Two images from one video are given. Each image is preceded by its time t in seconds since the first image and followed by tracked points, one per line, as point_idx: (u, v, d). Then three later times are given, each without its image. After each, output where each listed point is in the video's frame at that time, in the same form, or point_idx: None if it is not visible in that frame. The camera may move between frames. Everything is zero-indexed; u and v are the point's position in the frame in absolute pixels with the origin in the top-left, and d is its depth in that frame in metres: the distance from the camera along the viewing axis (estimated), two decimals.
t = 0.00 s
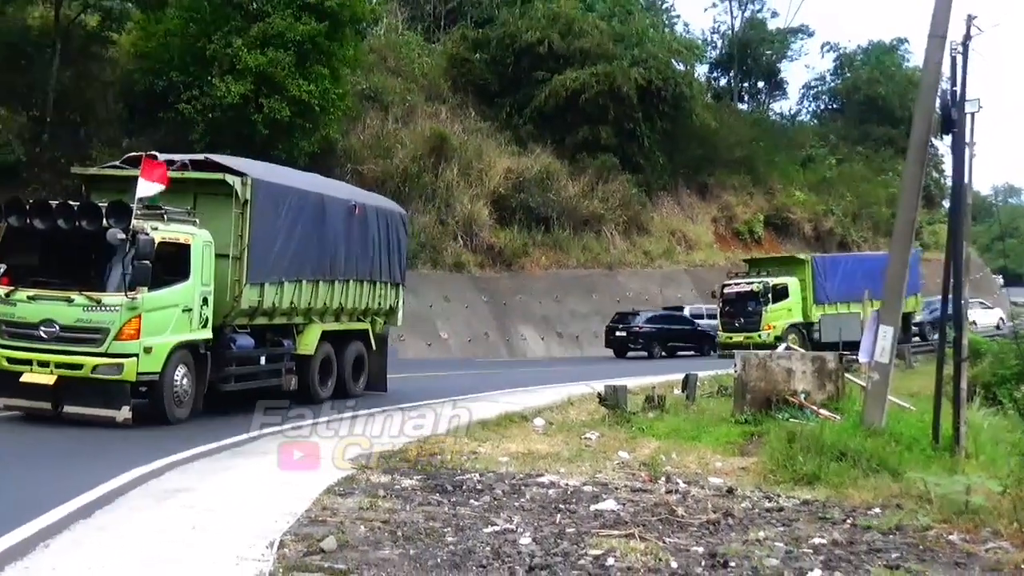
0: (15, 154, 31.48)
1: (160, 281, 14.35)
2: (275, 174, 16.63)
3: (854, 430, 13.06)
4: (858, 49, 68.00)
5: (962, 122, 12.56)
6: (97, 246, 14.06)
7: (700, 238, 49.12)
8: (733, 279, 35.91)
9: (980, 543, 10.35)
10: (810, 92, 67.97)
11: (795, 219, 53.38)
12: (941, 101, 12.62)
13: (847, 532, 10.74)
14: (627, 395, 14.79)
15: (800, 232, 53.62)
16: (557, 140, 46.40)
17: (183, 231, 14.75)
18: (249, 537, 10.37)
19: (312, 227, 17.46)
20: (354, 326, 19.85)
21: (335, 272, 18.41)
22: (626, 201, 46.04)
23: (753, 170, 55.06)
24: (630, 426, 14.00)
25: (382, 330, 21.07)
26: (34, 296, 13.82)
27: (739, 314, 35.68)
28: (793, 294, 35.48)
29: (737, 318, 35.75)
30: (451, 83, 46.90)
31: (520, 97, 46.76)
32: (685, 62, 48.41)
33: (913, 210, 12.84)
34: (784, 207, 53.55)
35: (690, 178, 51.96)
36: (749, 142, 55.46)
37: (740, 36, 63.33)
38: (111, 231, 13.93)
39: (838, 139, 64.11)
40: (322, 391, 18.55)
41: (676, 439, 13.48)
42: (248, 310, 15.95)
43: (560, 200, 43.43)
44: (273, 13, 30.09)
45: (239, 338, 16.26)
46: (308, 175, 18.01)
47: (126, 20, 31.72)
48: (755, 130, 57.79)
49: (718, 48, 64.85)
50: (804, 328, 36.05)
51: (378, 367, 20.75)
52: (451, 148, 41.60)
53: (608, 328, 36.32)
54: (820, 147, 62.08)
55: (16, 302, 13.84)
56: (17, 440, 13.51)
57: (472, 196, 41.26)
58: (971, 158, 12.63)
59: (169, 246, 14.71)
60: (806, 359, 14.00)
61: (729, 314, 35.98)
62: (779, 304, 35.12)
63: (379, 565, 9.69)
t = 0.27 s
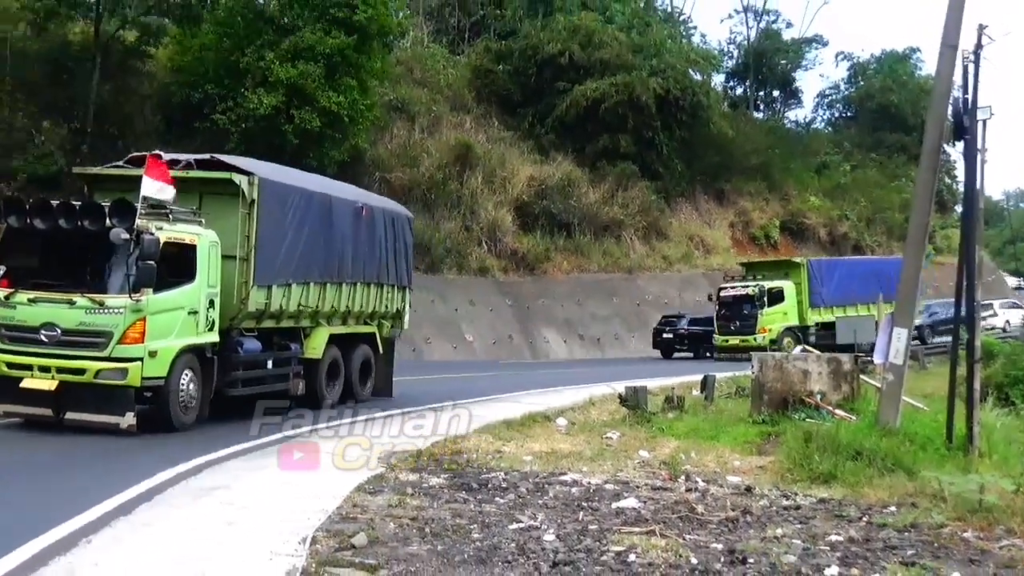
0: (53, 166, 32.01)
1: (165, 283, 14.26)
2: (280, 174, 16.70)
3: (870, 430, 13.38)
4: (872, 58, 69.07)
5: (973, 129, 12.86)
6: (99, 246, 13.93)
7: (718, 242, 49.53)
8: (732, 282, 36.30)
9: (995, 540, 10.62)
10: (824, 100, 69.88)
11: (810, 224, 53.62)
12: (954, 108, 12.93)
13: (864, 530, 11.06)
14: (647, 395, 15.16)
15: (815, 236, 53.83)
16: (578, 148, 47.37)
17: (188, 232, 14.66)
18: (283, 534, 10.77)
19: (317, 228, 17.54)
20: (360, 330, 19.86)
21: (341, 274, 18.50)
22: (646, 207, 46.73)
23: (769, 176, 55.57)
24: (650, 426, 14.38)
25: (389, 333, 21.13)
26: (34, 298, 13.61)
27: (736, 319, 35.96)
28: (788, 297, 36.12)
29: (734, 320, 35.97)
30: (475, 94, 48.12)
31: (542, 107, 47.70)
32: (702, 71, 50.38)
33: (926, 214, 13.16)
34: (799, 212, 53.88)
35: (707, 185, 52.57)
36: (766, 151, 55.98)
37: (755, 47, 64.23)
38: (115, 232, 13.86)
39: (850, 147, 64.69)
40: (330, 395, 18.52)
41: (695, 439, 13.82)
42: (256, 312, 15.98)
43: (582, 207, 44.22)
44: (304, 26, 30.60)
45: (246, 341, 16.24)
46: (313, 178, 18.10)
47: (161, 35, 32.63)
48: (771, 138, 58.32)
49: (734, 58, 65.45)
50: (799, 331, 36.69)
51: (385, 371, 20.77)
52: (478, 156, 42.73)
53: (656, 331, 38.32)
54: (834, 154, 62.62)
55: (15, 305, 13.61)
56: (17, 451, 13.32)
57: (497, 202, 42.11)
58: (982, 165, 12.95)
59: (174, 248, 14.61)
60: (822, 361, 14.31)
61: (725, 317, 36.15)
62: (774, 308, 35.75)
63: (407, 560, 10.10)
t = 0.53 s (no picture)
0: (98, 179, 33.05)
1: (181, 284, 13.67)
2: (298, 173, 16.22)
3: (899, 430, 13.73)
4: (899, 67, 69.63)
5: (999, 135, 13.17)
6: (112, 245, 13.30)
7: (749, 246, 50.09)
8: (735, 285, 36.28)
9: (1022, 536, 10.93)
10: (852, 108, 71.18)
11: (839, 228, 53.73)
12: (979, 115, 13.27)
13: (894, 526, 11.41)
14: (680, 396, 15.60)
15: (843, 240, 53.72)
16: (613, 157, 48.40)
17: (204, 232, 14.06)
18: (330, 529, 11.27)
19: (336, 229, 17.08)
20: (379, 333, 19.39)
21: (360, 276, 18.08)
22: (677, 214, 47.47)
23: (800, 181, 56.10)
24: (684, 424, 14.81)
25: (407, 336, 20.71)
26: (45, 301, 13.01)
27: (742, 322, 35.91)
28: (796, 300, 35.70)
29: (738, 324, 35.99)
30: (514, 105, 48.97)
31: (578, 117, 48.68)
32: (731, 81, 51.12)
33: (953, 217, 13.48)
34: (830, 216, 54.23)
35: (739, 192, 53.26)
36: (795, 158, 56.55)
37: (783, 57, 64.49)
38: (128, 232, 13.16)
39: (879, 153, 65.20)
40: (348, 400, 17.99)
41: (728, 437, 14.23)
42: (274, 315, 15.49)
43: (615, 214, 45.16)
44: (349, 43, 31.45)
45: (264, 346, 15.67)
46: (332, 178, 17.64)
47: (214, 52, 33.16)
48: (800, 145, 58.92)
49: (763, 68, 65.65)
50: (805, 334, 36.27)
51: (404, 375, 20.27)
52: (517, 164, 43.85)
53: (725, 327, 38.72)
54: (864, 160, 63.06)
55: (26, 308, 13.01)
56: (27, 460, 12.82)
57: (535, 209, 43.09)
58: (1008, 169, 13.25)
59: (192, 247, 14.01)
60: (852, 362, 14.68)
61: (731, 322, 36.21)
62: (781, 311, 35.35)
63: (450, 555, 10.60)
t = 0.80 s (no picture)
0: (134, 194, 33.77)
1: (193, 286, 12.88)
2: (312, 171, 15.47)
3: (925, 428, 14.11)
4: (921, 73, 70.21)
5: (1021, 140, 13.51)
6: (121, 245, 12.49)
7: (776, 250, 50.84)
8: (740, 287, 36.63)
9: None
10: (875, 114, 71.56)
11: (864, 232, 55.04)
12: (1001, 121, 13.61)
13: (920, 522, 11.79)
14: (709, 395, 16.05)
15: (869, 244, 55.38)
16: (642, 164, 48.85)
17: (219, 231, 13.33)
18: (372, 524, 11.80)
19: (352, 229, 16.40)
20: (395, 337, 18.91)
21: (376, 278, 17.52)
22: (706, 219, 48.00)
23: (826, 186, 56.66)
24: (713, 422, 15.25)
25: (422, 339, 20.23)
26: (49, 303, 12.13)
27: (746, 323, 36.22)
28: (799, 302, 35.91)
29: (743, 326, 36.31)
30: (548, 116, 49.55)
31: (608, 126, 49.06)
32: (758, 90, 50.64)
33: (977, 220, 13.83)
34: (853, 221, 55.16)
35: (766, 196, 53.91)
36: (820, 162, 57.10)
37: (808, 66, 64.01)
38: (138, 230, 12.35)
39: (901, 158, 65.86)
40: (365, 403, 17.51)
41: (756, 435, 14.65)
42: (289, 319, 14.77)
43: (645, 220, 45.60)
44: (387, 57, 32.12)
45: (279, 350, 15.05)
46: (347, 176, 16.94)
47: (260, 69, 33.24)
48: (824, 150, 59.52)
49: (790, 76, 65.42)
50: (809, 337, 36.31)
51: (420, 378, 19.86)
52: (549, 174, 44.51)
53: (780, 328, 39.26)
54: (886, 165, 63.73)
55: (28, 311, 12.12)
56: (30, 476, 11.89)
57: (569, 215, 43.79)
58: None
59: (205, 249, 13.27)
60: (877, 362, 15.04)
61: (736, 323, 36.54)
62: (784, 313, 35.64)
63: (488, 548, 11.15)
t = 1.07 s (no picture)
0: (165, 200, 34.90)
1: (198, 285, 12.50)
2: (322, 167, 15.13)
3: (947, 424, 14.41)
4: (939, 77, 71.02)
5: None
6: (122, 243, 12.08)
7: (796, 252, 51.83)
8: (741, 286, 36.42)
9: None
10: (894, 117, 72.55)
11: (883, 232, 56.15)
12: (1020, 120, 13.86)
13: (942, 516, 12.10)
14: (734, 392, 16.44)
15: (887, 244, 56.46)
16: (666, 168, 49.79)
17: (224, 228, 12.96)
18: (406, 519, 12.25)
19: (362, 227, 16.07)
20: (408, 337, 18.70)
21: (387, 278, 17.29)
22: (728, 221, 48.82)
23: (846, 188, 57.58)
24: (738, 419, 15.61)
25: (433, 340, 19.94)
26: (49, 305, 11.75)
27: (749, 322, 35.96)
28: (802, 302, 35.91)
29: (746, 324, 36.03)
30: (574, 124, 50.10)
31: (631, 132, 50.09)
32: (780, 96, 51.82)
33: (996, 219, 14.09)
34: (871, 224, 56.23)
35: (786, 198, 54.89)
36: (840, 164, 57.93)
37: (828, 72, 63.94)
38: (140, 227, 11.96)
39: (919, 160, 66.70)
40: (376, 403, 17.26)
41: (780, 432, 14.99)
42: (298, 319, 14.43)
43: (669, 222, 46.58)
44: (419, 68, 32.61)
45: (290, 351, 14.60)
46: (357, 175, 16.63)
47: (295, 80, 34.26)
48: (844, 152, 60.33)
49: (810, 82, 65.44)
50: (812, 336, 36.60)
51: (431, 381, 19.55)
52: (577, 178, 45.34)
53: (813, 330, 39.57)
54: (904, 167, 64.60)
55: (28, 313, 11.74)
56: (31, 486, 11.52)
57: (595, 219, 44.53)
58: None
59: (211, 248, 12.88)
60: (899, 359, 15.32)
61: (738, 322, 36.26)
62: (787, 312, 35.53)
63: (518, 542, 11.58)
